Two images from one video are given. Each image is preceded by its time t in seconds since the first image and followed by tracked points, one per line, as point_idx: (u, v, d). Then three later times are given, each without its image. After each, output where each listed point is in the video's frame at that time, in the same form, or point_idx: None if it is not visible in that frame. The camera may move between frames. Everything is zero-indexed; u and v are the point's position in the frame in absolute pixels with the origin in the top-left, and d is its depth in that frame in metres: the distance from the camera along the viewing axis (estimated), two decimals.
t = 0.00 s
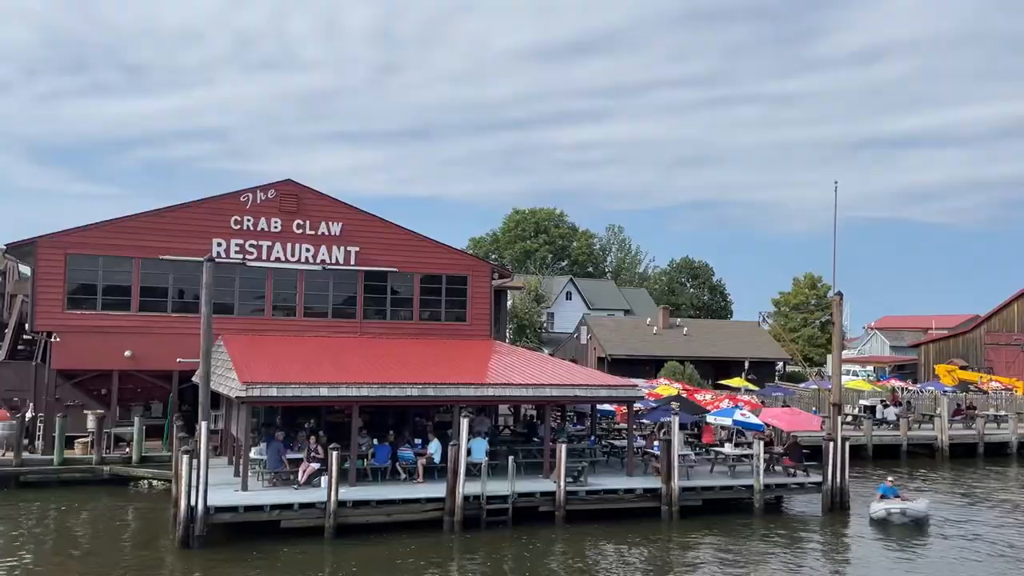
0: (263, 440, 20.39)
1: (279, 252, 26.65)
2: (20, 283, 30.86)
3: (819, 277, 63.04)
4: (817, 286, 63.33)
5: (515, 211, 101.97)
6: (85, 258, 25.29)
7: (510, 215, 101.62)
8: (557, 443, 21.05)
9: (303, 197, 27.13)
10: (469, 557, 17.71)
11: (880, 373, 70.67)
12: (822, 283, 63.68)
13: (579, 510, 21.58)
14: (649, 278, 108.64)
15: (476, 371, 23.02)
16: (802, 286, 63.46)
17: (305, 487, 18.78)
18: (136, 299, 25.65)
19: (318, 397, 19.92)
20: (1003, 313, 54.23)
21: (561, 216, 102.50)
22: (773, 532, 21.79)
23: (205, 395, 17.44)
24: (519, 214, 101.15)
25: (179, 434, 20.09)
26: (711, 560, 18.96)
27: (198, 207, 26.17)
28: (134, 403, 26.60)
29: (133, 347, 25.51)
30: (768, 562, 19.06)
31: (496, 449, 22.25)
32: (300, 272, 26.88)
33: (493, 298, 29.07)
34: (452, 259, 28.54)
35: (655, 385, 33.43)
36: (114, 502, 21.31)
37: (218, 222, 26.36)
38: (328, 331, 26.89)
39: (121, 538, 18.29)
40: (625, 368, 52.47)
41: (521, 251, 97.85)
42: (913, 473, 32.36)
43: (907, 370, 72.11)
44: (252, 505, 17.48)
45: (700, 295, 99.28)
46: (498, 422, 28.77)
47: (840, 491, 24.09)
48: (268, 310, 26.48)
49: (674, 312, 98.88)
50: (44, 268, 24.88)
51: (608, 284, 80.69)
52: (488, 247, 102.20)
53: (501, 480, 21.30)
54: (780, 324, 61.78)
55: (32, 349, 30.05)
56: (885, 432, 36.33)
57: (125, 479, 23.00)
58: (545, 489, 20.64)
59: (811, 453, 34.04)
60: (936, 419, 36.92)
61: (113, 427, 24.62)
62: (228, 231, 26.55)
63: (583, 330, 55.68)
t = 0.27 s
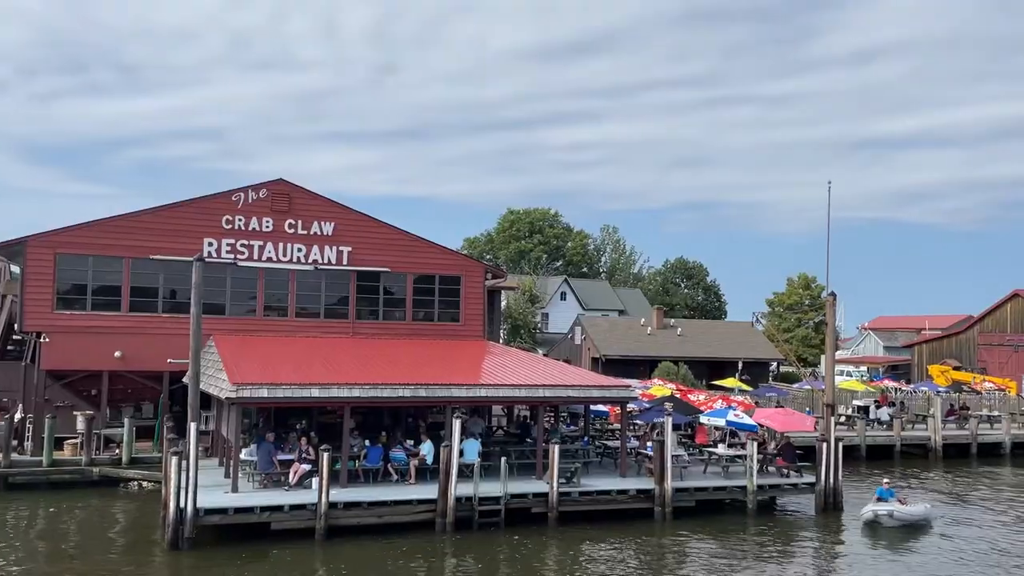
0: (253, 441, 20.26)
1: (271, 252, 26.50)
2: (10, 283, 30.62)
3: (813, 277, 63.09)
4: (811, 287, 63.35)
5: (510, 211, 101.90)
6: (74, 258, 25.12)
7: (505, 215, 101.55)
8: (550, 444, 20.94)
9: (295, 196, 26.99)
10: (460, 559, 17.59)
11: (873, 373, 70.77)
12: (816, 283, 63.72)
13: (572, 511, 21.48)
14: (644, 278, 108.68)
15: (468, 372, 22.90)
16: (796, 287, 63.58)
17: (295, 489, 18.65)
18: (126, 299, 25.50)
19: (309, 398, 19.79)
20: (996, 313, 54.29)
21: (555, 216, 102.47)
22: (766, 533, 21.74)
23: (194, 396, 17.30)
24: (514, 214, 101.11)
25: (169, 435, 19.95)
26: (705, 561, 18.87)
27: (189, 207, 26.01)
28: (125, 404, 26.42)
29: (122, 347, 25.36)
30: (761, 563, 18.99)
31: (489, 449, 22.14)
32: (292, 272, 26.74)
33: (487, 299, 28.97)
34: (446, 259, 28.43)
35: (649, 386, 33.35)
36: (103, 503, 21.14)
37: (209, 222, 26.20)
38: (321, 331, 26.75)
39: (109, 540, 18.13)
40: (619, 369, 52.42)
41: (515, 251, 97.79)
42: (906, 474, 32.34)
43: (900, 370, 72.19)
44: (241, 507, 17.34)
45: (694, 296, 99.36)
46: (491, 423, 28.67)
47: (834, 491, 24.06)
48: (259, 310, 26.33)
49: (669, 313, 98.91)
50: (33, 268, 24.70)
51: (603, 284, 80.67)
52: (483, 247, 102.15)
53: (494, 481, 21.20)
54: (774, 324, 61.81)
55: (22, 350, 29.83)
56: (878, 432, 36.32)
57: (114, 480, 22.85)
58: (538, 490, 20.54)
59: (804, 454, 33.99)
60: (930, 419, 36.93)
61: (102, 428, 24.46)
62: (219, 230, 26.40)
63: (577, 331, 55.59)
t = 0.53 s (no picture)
0: (235, 442, 20.07)
1: (254, 251, 26.29)
2: None
3: (799, 277, 63.24)
4: (797, 287, 63.49)
5: (497, 211, 101.72)
6: (54, 256, 24.85)
7: (493, 214, 101.36)
8: (535, 444, 20.84)
9: (279, 194, 26.78)
10: (445, 560, 17.46)
11: (859, 373, 71.02)
12: (803, 283, 63.87)
13: (558, 512, 21.39)
14: (631, 278, 108.76)
15: (454, 372, 22.77)
16: (783, 286, 63.65)
17: (278, 490, 18.48)
18: (108, 298, 25.25)
19: (292, 399, 19.62)
20: (981, 313, 54.51)
21: (543, 216, 102.38)
22: (752, 533, 21.70)
23: (175, 397, 17.12)
24: (502, 214, 100.96)
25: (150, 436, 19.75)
26: (690, 561, 18.81)
27: (171, 205, 25.78)
28: (106, 405, 26.19)
29: (104, 347, 25.11)
30: (746, 563, 18.95)
31: (474, 450, 22.02)
32: (276, 272, 26.54)
33: (473, 299, 28.84)
34: (432, 258, 28.29)
35: (635, 385, 33.27)
36: (84, 505, 20.89)
37: (191, 220, 25.94)
38: (305, 331, 26.57)
39: (89, 542, 17.89)
40: (606, 369, 52.36)
41: (503, 250, 97.64)
42: (891, 474, 32.37)
43: (886, 369, 72.50)
44: (222, 509, 17.14)
45: (681, 296, 99.50)
46: (477, 423, 28.53)
47: (819, 491, 24.04)
48: (242, 310, 26.12)
49: (656, 312, 98.99)
50: (12, 267, 24.41)
51: (590, 284, 80.60)
52: (471, 246, 102.02)
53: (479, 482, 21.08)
54: (760, 324, 61.91)
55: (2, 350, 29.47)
56: (863, 432, 36.38)
57: (95, 482, 22.62)
58: (523, 490, 20.43)
59: (790, 454, 33.98)
60: (914, 419, 37.01)
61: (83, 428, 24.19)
62: (203, 229, 26.15)
63: (564, 330, 55.48)
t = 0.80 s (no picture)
0: (214, 441, 19.85)
1: (235, 249, 26.04)
2: None
3: (781, 277, 63.49)
4: (780, 286, 63.73)
5: (481, 210, 101.57)
6: (30, 254, 24.52)
7: (477, 213, 101.20)
8: (518, 443, 20.72)
9: (260, 192, 26.55)
10: (426, 561, 17.33)
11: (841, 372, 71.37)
12: (785, 282, 64.11)
13: (540, 511, 21.30)
14: (616, 277, 108.90)
15: (437, 371, 22.63)
16: (766, 286, 63.90)
17: (257, 490, 18.31)
18: (85, 297, 24.97)
19: (272, 398, 19.46)
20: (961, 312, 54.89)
21: (527, 215, 102.32)
22: (734, 532, 21.69)
23: (152, 397, 16.92)
24: (486, 212, 100.82)
25: (127, 436, 19.54)
26: (673, 561, 18.75)
27: (150, 202, 25.52)
28: (84, 404, 25.89)
29: (81, 347, 24.75)
30: (729, 562, 18.92)
31: (456, 449, 21.90)
32: (256, 270, 26.31)
33: (456, 297, 28.71)
34: (415, 257, 28.13)
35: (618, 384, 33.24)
36: (60, 506, 20.63)
37: (170, 217, 25.67)
38: (286, 330, 26.35)
39: (65, 544, 17.65)
40: (590, 368, 52.34)
41: (487, 249, 97.54)
42: (873, 472, 32.47)
43: (868, 368, 72.91)
44: (200, 509, 16.97)
45: (665, 295, 99.73)
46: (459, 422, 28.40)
47: (801, 489, 24.07)
48: (222, 309, 25.87)
49: (640, 312, 99.13)
50: None
51: (574, 283, 80.59)
52: (455, 245, 101.93)
53: (461, 482, 20.97)
54: (743, 323, 62.12)
55: None
56: (845, 430, 36.49)
57: (72, 482, 22.37)
58: (505, 490, 20.33)
59: (772, 452, 34.02)
60: (895, 417, 37.17)
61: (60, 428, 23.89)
62: (182, 226, 25.89)
63: (548, 330, 55.41)
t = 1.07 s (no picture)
0: (191, 442, 19.61)
1: (213, 247, 25.76)
2: None
3: (763, 276, 63.76)
4: (761, 285, 64.01)
5: (464, 209, 101.40)
6: (4, 253, 24.19)
7: (460, 212, 101.01)
8: (498, 443, 20.61)
9: (238, 189, 26.26)
10: (406, 563, 17.19)
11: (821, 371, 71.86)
12: (767, 281, 64.40)
13: (520, 511, 21.21)
14: (598, 277, 109.06)
15: (417, 370, 22.47)
16: (747, 285, 64.09)
17: (234, 491, 18.12)
18: (60, 295, 24.65)
19: (249, 398, 19.26)
20: (940, 311, 55.30)
21: (510, 214, 102.23)
22: (714, 531, 21.69)
23: (127, 397, 16.69)
24: (469, 211, 100.65)
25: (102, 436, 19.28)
26: (654, 561, 18.69)
27: (126, 200, 25.21)
28: (59, 405, 25.62)
29: (56, 346, 24.51)
30: (710, 562, 18.87)
31: (436, 449, 21.76)
32: (234, 268, 26.02)
33: (437, 296, 28.56)
34: (396, 255, 27.95)
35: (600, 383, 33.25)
36: (35, 508, 20.37)
37: (147, 215, 25.35)
38: (265, 329, 26.10)
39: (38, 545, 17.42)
40: (572, 367, 52.33)
41: (470, 248, 97.45)
42: (852, 470, 32.60)
43: (848, 367, 73.37)
44: (176, 511, 16.77)
45: (647, 294, 99.96)
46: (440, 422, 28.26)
47: (781, 488, 24.05)
48: (200, 308, 25.59)
49: (622, 311, 99.27)
50: None
51: (557, 282, 80.61)
52: (437, 244, 101.77)
53: (441, 482, 20.83)
54: (724, 322, 62.33)
55: None
56: (825, 429, 36.65)
57: (46, 483, 22.06)
58: (486, 490, 20.22)
59: (753, 451, 34.07)
60: (875, 416, 37.36)
61: (34, 429, 23.55)
62: (159, 224, 25.57)
63: (531, 329, 55.35)
